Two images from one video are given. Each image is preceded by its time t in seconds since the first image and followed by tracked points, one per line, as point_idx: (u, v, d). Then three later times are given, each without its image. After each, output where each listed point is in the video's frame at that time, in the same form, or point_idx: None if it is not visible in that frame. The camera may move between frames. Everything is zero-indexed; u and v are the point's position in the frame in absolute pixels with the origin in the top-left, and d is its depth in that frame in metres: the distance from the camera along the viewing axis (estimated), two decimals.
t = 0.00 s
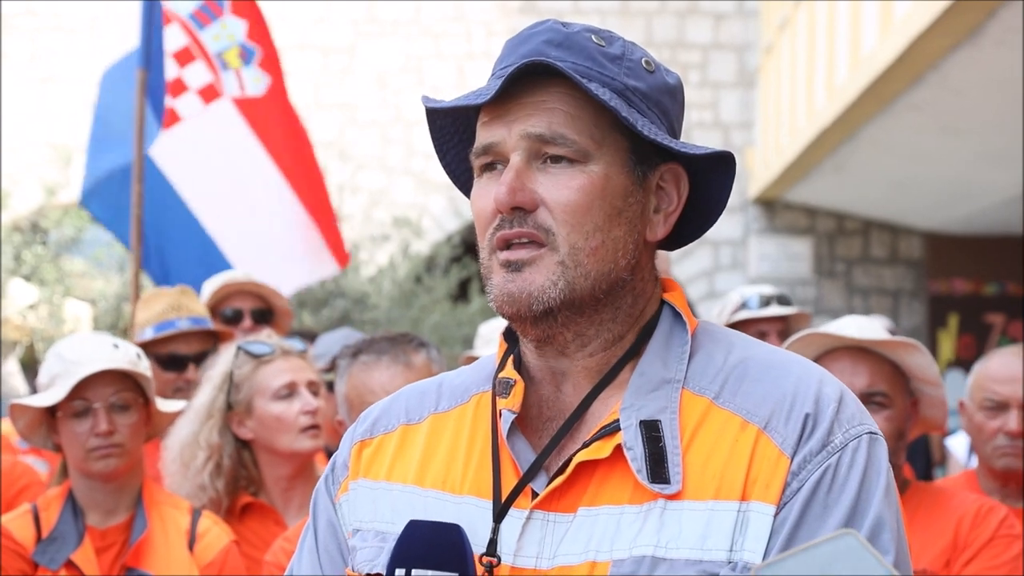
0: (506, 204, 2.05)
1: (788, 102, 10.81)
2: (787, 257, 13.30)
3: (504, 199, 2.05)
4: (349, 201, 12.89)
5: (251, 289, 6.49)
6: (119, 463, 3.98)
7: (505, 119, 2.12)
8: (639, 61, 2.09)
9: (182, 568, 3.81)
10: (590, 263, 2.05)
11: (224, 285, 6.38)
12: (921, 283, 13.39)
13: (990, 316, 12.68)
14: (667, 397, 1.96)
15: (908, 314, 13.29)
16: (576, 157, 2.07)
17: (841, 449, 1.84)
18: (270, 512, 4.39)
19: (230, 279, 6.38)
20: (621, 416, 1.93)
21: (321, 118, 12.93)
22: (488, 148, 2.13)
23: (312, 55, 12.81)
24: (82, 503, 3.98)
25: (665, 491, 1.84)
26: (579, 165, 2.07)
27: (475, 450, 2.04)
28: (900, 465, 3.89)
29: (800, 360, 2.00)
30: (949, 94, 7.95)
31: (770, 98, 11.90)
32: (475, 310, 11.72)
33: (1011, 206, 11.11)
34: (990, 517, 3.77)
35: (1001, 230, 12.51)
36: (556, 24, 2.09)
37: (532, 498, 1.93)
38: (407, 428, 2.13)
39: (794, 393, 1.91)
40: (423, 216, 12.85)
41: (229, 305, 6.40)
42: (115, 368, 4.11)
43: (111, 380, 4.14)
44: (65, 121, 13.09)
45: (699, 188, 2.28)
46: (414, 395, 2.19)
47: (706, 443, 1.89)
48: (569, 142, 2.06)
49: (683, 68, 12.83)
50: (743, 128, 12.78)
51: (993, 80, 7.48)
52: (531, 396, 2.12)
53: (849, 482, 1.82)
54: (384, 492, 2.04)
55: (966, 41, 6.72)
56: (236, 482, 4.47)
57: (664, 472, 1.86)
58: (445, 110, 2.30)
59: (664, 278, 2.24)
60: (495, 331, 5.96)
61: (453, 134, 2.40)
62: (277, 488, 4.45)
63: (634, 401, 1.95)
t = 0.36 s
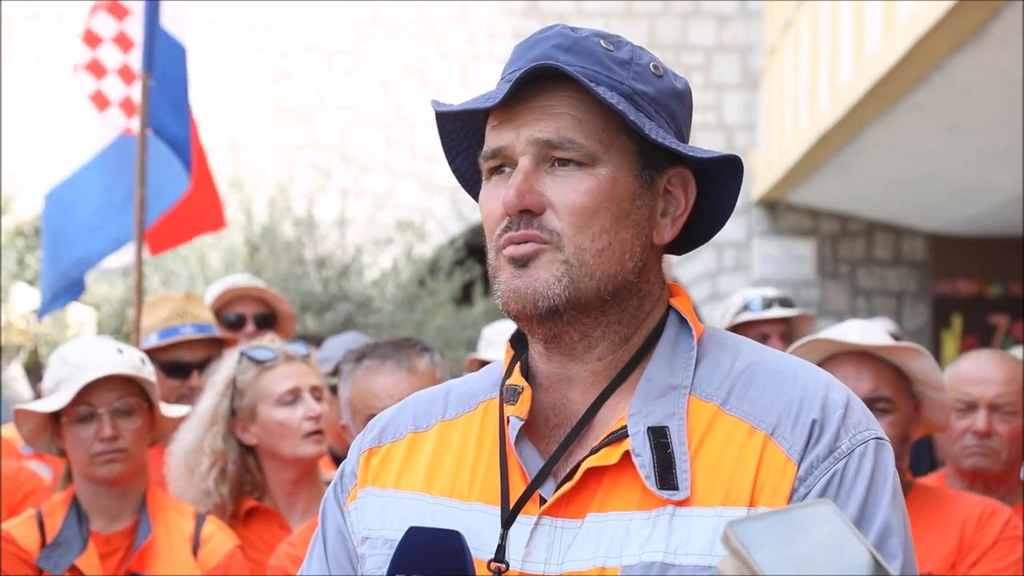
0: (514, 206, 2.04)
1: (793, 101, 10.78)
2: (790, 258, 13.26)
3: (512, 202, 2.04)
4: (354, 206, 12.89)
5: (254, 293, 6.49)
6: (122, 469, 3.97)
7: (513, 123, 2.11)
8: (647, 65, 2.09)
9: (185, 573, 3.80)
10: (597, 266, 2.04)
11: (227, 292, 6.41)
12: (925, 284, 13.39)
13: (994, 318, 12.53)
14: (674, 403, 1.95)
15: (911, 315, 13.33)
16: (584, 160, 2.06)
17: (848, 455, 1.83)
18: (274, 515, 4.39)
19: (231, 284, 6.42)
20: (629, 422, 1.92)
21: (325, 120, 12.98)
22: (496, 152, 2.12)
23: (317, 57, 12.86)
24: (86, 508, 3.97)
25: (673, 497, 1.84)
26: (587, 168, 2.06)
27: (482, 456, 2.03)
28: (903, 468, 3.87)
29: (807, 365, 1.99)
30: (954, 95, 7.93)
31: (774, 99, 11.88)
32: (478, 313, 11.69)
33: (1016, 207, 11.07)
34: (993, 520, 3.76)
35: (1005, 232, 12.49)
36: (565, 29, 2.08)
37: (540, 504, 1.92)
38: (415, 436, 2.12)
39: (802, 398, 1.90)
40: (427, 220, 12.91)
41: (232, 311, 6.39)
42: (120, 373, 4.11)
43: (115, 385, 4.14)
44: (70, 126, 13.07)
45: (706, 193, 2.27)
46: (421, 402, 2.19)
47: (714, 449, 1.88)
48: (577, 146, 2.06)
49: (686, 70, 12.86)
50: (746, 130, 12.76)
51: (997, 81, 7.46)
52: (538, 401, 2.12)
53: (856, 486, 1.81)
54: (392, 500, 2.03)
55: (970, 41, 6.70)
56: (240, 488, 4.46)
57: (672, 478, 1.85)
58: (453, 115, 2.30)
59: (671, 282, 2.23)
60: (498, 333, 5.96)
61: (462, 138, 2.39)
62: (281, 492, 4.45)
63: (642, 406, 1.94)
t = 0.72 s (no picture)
0: (517, 208, 2.03)
1: (794, 102, 10.83)
2: (792, 261, 13.24)
3: (515, 203, 2.04)
4: (355, 208, 13.46)
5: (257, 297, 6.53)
6: (124, 473, 3.97)
7: (515, 126, 2.11)
8: (650, 71, 2.08)
9: None
10: (600, 268, 2.04)
11: (230, 296, 6.42)
12: (927, 286, 13.39)
13: (996, 320, 12.70)
14: (675, 407, 1.95)
15: (913, 317, 13.30)
16: (587, 164, 2.06)
17: (849, 459, 1.82)
18: (276, 517, 4.39)
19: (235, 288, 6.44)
20: (630, 425, 1.92)
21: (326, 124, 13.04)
22: (499, 155, 2.12)
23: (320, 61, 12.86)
24: (87, 513, 3.96)
25: (675, 501, 1.83)
26: (590, 171, 2.06)
27: (483, 460, 2.03)
28: (907, 470, 3.86)
29: (808, 369, 1.99)
30: (956, 98, 7.95)
31: (776, 102, 11.89)
32: (480, 316, 11.71)
33: (1018, 208, 11.07)
34: (997, 520, 3.77)
35: (1007, 234, 12.50)
36: (568, 34, 2.08)
37: (541, 508, 1.91)
38: (415, 440, 2.12)
39: (803, 402, 1.89)
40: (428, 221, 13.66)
41: (235, 314, 6.41)
42: (122, 378, 4.10)
43: (117, 390, 4.13)
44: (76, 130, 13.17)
45: (707, 198, 2.27)
46: (421, 406, 2.18)
47: (715, 452, 1.88)
48: (580, 149, 2.05)
49: (688, 74, 12.94)
50: (747, 132, 13.35)
51: (998, 84, 7.48)
52: (539, 404, 2.11)
53: (858, 490, 1.80)
54: (393, 504, 2.03)
55: (971, 44, 6.71)
56: (242, 492, 4.46)
57: (673, 482, 1.85)
58: (455, 118, 2.30)
59: (672, 286, 2.23)
60: (501, 336, 5.96)
61: (464, 143, 2.39)
62: (283, 495, 4.44)
63: (643, 410, 1.94)
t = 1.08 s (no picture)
0: (510, 209, 2.04)
1: (793, 102, 10.83)
2: (793, 261, 13.24)
3: (508, 204, 2.04)
4: (354, 209, 13.17)
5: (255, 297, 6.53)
6: (123, 473, 3.97)
7: (508, 126, 2.11)
8: (643, 70, 2.09)
9: None
10: (594, 268, 2.04)
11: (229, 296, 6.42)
12: (927, 286, 13.38)
13: (995, 320, 12.83)
14: (669, 407, 1.95)
15: (913, 317, 13.28)
16: (579, 164, 2.06)
17: (842, 459, 1.82)
18: (274, 515, 4.39)
19: (234, 288, 6.43)
20: (624, 425, 1.92)
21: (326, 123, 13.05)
22: (492, 155, 2.13)
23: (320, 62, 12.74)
24: (86, 513, 3.97)
25: (668, 502, 1.84)
26: (582, 171, 2.07)
27: (478, 460, 2.03)
28: (906, 469, 3.86)
29: (803, 368, 1.99)
30: (955, 98, 7.95)
31: (776, 103, 11.89)
32: (480, 316, 11.70)
33: (1018, 208, 11.07)
34: (997, 521, 3.74)
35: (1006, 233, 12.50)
36: (560, 33, 2.09)
37: (535, 508, 1.92)
38: (411, 441, 2.12)
39: (797, 402, 1.90)
40: (427, 222, 13.24)
41: (235, 315, 6.44)
42: (121, 378, 4.11)
43: (116, 390, 4.14)
44: (75, 130, 13.16)
45: (702, 197, 2.27)
46: (417, 405, 2.19)
47: (709, 453, 1.88)
48: (572, 149, 2.06)
49: (687, 74, 12.95)
50: (748, 132, 13.07)
51: (998, 84, 7.48)
52: (534, 405, 2.12)
53: (851, 490, 1.80)
54: (389, 504, 2.03)
55: (970, 44, 6.71)
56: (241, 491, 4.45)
57: (667, 482, 1.85)
58: (449, 119, 2.30)
59: (667, 286, 2.23)
60: (500, 337, 5.96)
61: (458, 144, 2.40)
62: (282, 494, 4.45)
63: (637, 410, 1.94)
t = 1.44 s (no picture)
0: (509, 206, 2.04)
1: (792, 101, 10.82)
2: (792, 259, 13.23)
3: (506, 201, 2.04)
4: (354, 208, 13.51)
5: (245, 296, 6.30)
6: (122, 471, 3.97)
7: (507, 122, 2.11)
8: (642, 67, 2.09)
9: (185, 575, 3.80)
10: (592, 265, 2.04)
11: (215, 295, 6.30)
12: (926, 285, 13.39)
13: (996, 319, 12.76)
14: (669, 405, 1.95)
15: (912, 315, 13.30)
16: (578, 160, 2.06)
17: (842, 457, 1.82)
18: (274, 512, 4.39)
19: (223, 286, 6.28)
20: (624, 424, 1.92)
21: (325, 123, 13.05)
22: (490, 152, 2.12)
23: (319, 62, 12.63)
24: (85, 511, 3.97)
25: (669, 500, 1.83)
26: (581, 167, 2.06)
27: (478, 459, 2.03)
28: (906, 468, 3.86)
29: (802, 367, 1.99)
30: (954, 97, 7.95)
31: (775, 101, 11.89)
32: (479, 314, 11.70)
33: (1017, 207, 11.06)
34: (996, 520, 3.74)
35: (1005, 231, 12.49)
36: (559, 30, 2.08)
37: (535, 507, 1.91)
38: (410, 439, 2.12)
39: (796, 401, 1.90)
40: (427, 221, 13.48)
41: (221, 314, 6.31)
42: (120, 376, 4.11)
43: (115, 387, 4.13)
44: (74, 128, 13.15)
45: (700, 195, 2.27)
46: (417, 403, 2.18)
47: (709, 452, 1.88)
48: (570, 145, 2.06)
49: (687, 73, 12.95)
50: (747, 131, 12.94)
51: (997, 82, 7.48)
52: (533, 403, 2.12)
53: (851, 489, 1.80)
54: (388, 503, 2.03)
55: (970, 43, 6.72)
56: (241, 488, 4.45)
57: (668, 481, 1.85)
58: (447, 115, 2.30)
59: (666, 284, 2.23)
60: (499, 335, 5.95)
61: (457, 141, 2.39)
62: (282, 492, 4.45)
63: (637, 409, 1.94)
